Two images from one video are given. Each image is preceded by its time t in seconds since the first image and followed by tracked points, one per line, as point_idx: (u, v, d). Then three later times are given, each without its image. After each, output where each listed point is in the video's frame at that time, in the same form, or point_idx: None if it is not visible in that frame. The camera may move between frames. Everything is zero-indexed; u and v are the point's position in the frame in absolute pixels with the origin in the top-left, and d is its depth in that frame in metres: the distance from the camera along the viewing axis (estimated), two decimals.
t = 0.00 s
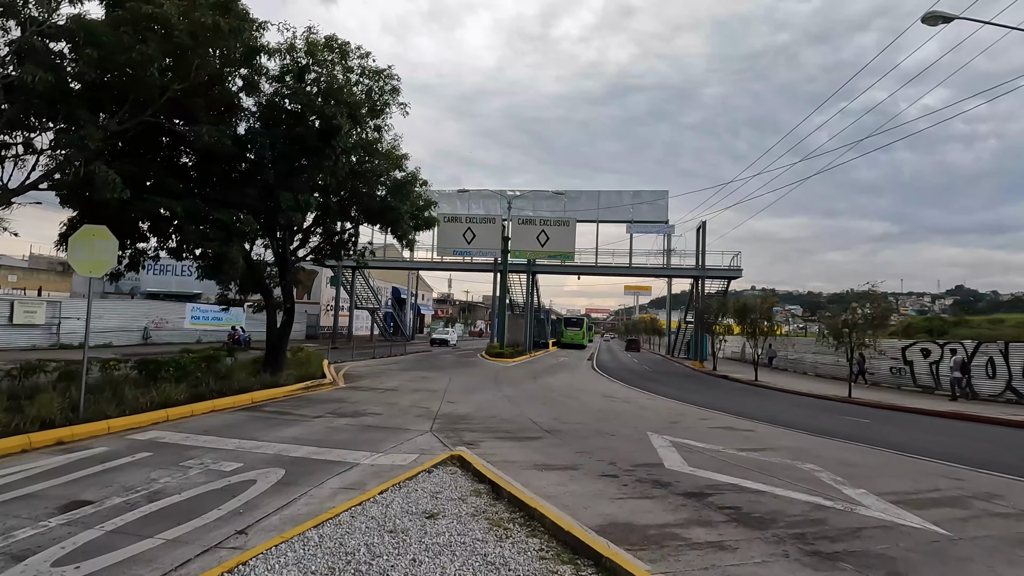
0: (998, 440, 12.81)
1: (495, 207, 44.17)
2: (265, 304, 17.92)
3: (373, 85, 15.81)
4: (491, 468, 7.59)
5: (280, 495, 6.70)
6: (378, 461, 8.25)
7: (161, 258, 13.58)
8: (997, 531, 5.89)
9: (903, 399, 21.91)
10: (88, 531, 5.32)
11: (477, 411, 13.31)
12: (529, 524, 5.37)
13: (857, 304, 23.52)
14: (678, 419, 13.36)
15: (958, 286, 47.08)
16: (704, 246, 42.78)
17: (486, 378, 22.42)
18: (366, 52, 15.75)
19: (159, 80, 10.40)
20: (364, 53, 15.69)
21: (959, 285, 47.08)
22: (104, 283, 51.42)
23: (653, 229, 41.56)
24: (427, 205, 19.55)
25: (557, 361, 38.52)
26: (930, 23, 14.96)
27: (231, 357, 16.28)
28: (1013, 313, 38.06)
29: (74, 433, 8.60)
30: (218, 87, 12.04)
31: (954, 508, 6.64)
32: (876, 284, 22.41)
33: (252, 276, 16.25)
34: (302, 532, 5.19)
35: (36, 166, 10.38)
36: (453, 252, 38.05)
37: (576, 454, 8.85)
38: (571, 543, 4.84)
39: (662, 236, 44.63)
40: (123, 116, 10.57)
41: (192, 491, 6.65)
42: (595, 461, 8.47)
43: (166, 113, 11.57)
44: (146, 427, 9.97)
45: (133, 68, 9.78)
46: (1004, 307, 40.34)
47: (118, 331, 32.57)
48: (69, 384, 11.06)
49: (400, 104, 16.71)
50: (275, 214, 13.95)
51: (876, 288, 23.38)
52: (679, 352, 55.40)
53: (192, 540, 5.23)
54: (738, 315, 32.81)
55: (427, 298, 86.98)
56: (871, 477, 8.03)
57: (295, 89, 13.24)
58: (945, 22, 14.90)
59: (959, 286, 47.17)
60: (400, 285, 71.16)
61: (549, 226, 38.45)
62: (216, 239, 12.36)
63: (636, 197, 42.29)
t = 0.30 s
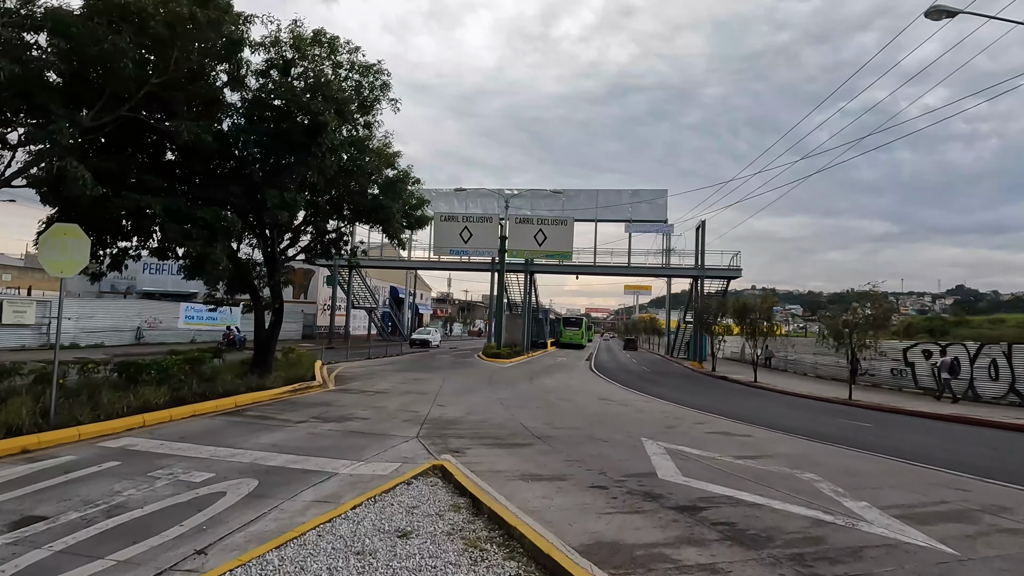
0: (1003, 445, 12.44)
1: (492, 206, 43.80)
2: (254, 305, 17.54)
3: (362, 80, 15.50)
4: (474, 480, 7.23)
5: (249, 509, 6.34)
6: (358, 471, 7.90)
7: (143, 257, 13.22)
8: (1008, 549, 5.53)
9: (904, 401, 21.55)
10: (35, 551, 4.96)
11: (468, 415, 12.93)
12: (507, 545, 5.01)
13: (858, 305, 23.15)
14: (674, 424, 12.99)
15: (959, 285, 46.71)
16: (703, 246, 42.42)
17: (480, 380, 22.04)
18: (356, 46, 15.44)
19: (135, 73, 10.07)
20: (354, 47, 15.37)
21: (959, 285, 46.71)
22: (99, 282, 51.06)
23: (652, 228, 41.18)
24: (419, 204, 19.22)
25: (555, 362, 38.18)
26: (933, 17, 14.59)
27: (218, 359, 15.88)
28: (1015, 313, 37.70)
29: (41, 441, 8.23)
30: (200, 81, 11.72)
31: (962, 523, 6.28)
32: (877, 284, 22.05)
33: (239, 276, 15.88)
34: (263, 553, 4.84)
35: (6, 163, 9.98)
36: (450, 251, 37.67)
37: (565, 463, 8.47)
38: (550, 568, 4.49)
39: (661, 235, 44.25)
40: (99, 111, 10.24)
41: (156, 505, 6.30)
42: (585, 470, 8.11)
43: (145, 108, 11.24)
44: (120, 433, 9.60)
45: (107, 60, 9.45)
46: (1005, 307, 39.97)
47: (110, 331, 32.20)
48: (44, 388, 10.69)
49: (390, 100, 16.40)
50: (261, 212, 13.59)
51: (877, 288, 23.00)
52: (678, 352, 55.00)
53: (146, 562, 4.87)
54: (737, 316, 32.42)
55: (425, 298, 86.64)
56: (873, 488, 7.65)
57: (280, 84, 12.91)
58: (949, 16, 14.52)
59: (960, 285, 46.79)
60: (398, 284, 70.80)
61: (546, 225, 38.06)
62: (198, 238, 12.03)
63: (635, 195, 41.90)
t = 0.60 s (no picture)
0: (1010, 449, 12.08)
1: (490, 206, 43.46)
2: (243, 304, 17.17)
3: (354, 73, 15.20)
4: (458, 487, 6.85)
5: (219, 517, 5.96)
6: (338, 476, 7.53)
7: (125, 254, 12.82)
8: None
9: (906, 403, 21.19)
10: None
11: (459, 416, 12.57)
12: (488, 559, 4.64)
13: (859, 305, 22.78)
14: (672, 426, 12.62)
15: (959, 286, 46.40)
16: (702, 246, 42.12)
17: (476, 380, 21.66)
18: (347, 39, 15.13)
19: (112, 62, 9.72)
20: (345, 40, 15.06)
21: (959, 286, 46.40)
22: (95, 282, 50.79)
23: (651, 228, 40.84)
24: (413, 201, 18.86)
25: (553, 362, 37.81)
26: (938, 10, 14.23)
27: (204, 359, 15.49)
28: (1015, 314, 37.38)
29: (7, 443, 7.86)
30: (184, 72, 11.40)
31: (974, 533, 5.93)
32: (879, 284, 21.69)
33: (227, 273, 15.52)
34: (222, 566, 4.46)
35: None
36: (447, 251, 37.31)
37: (557, 468, 8.10)
38: None
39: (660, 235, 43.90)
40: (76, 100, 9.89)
41: (118, 512, 5.91)
42: (577, 475, 7.74)
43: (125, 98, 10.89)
44: (95, 435, 9.24)
45: (79, 46, 9.10)
46: (1006, 308, 39.64)
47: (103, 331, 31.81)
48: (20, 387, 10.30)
49: (382, 95, 16.09)
50: (248, 208, 13.22)
51: (878, 288, 22.66)
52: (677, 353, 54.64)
53: None
54: (736, 316, 32.07)
55: (424, 298, 86.30)
56: (879, 495, 7.30)
57: (267, 76, 12.59)
58: (954, 9, 14.17)
59: (960, 286, 46.48)
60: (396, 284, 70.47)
61: (544, 225, 37.72)
62: (181, 234, 11.62)
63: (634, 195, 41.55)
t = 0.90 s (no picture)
0: (1016, 455, 11.73)
1: (488, 206, 43.13)
2: (232, 305, 16.84)
3: (344, 70, 14.96)
4: (441, 500, 6.50)
5: (184, 532, 5.61)
6: (318, 486, 7.18)
7: (108, 254, 12.50)
8: None
9: (909, 407, 20.83)
10: None
11: (450, 422, 12.22)
12: None
13: (861, 307, 22.41)
14: (669, 431, 12.28)
15: (960, 287, 46.08)
16: (702, 246, 41.76)
17: (471, 383, 21.30)
18: (337, 34, 14.86)
19: (88, 55, 9.42)
20: (335, 35, 14.79)
21: (960, 287, 46.08)
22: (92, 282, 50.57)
23: (650, 228, 40.48)
24: (406, 200, 18.56)
25: (551, 364, 37.46)
26: (943, 4, 13.87)
27: (192, 362, 15.13)
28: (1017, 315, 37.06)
29: None
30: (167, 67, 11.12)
31: (987, 551, 5.57)
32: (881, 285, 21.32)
33: (216, 273, 15.21)
34: None
35: None
36: (444, 251, 36.95)
37: (547, 478, 7.74)
38: None
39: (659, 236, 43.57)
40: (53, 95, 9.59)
41: (77, 527, 5.56)
42: (568, 486, 7.39)
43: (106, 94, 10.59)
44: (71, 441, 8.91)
45: (52, 38, 8.80)
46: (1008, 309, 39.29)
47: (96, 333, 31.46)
48: None
49: (374, 92, 15.84)
50: (235, 207, 12.92)
51: (880, 289, 22.29)
52: (677, 355, 54.25)
53: None
54: (736, 317, 31.72)
55: (423, 299, 85.99)
56: (885, 508, 6.94)
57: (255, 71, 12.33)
58: (960, 4, 13.82)
59: (961, 287, 46.15)
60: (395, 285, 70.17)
61: (542, 225, 37.38)
62: (163, 233, 11.30)
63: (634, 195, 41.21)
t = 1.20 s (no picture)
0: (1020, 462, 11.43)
1: (486, 206, 42.86)
2: (221, 305, 16.54)
3: (335, 66, 14.70)
4: (422, 511, 6.20)
5: (148, 544, 5.31)
6: (295, 494, 6.88)
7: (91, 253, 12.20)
8: None
9: (910, 410, 20.54)
10: None
11: (440, 425, 11.93)
12: None
13: (861, 309, 22.13)
14: (664, 436, 11.99)
15: (959, 289, 45.84)
16: (701, 247, 41.50)
17: (465, 385, 21.02)
18: (328, 30, 14.59)
19: (65, 47, 9.13)
20: (326, 31, 14.53)
21: (960, 289, 45.84)
22: (88, 282, 50.23)
23: (649, 229, 40.21)
24: (400, 199, 18.29)
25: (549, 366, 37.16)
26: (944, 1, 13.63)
27: (179, 363, 14.81)
28: (1017, 318, 36.82)
29: None
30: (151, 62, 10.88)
31: (995, 567, 5.28)
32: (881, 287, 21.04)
33: (204, 272, 14.92)
34: None
35: None
36: (441, 252, 36.65)
37: (535, 486, 7.44)
38: None
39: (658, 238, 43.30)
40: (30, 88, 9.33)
41: (33, 539, 5.25)
42: (556, 495, 7.11)
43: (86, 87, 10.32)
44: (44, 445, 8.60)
45: (25, 28, 8.52)
46: (1008, 312, 39.04)
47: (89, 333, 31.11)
48: None
49: (366, 88, 15.57)
50: (222, 205, 12.64)
51: (880, 291, 22.01)
52: (675, 357, 53.95)
53: None
54: (735, 319, 31.41)
55: (421, 300, 85.71)
56: (887, 520, 6.64)
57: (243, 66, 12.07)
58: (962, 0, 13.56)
59: (960, 289, 45.91)
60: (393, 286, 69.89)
61: (540, 226, 37.10)
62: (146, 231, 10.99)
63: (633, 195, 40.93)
